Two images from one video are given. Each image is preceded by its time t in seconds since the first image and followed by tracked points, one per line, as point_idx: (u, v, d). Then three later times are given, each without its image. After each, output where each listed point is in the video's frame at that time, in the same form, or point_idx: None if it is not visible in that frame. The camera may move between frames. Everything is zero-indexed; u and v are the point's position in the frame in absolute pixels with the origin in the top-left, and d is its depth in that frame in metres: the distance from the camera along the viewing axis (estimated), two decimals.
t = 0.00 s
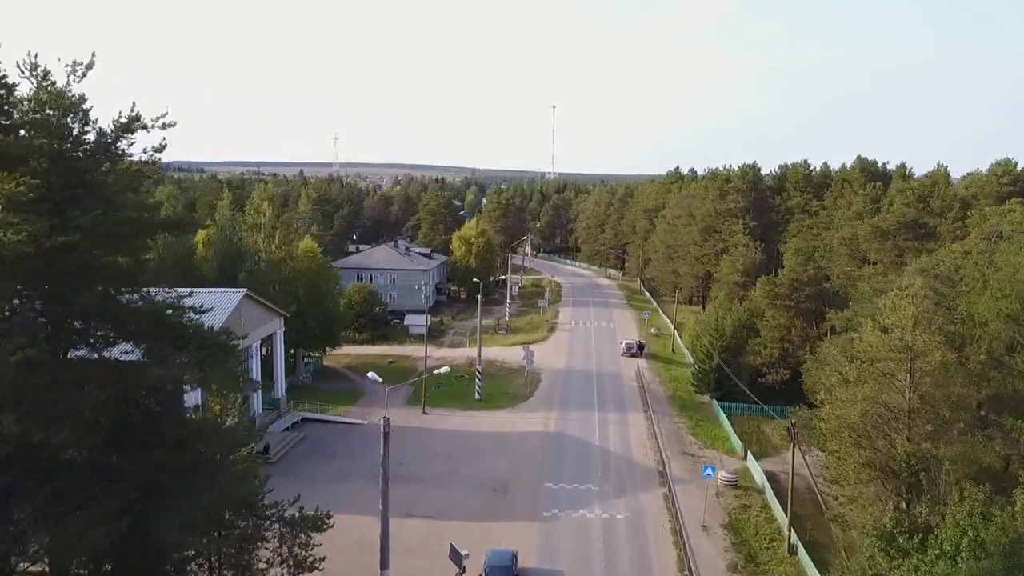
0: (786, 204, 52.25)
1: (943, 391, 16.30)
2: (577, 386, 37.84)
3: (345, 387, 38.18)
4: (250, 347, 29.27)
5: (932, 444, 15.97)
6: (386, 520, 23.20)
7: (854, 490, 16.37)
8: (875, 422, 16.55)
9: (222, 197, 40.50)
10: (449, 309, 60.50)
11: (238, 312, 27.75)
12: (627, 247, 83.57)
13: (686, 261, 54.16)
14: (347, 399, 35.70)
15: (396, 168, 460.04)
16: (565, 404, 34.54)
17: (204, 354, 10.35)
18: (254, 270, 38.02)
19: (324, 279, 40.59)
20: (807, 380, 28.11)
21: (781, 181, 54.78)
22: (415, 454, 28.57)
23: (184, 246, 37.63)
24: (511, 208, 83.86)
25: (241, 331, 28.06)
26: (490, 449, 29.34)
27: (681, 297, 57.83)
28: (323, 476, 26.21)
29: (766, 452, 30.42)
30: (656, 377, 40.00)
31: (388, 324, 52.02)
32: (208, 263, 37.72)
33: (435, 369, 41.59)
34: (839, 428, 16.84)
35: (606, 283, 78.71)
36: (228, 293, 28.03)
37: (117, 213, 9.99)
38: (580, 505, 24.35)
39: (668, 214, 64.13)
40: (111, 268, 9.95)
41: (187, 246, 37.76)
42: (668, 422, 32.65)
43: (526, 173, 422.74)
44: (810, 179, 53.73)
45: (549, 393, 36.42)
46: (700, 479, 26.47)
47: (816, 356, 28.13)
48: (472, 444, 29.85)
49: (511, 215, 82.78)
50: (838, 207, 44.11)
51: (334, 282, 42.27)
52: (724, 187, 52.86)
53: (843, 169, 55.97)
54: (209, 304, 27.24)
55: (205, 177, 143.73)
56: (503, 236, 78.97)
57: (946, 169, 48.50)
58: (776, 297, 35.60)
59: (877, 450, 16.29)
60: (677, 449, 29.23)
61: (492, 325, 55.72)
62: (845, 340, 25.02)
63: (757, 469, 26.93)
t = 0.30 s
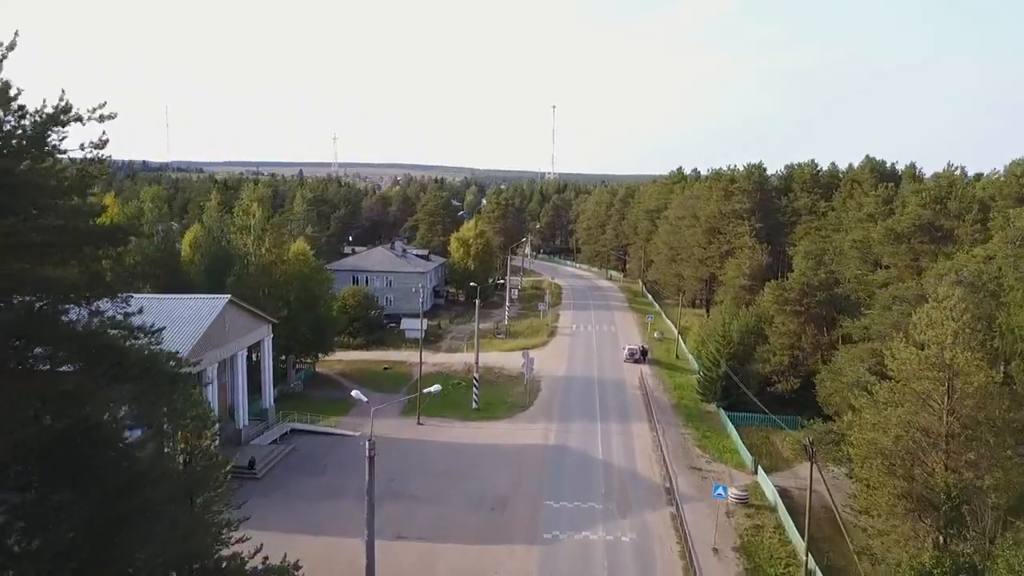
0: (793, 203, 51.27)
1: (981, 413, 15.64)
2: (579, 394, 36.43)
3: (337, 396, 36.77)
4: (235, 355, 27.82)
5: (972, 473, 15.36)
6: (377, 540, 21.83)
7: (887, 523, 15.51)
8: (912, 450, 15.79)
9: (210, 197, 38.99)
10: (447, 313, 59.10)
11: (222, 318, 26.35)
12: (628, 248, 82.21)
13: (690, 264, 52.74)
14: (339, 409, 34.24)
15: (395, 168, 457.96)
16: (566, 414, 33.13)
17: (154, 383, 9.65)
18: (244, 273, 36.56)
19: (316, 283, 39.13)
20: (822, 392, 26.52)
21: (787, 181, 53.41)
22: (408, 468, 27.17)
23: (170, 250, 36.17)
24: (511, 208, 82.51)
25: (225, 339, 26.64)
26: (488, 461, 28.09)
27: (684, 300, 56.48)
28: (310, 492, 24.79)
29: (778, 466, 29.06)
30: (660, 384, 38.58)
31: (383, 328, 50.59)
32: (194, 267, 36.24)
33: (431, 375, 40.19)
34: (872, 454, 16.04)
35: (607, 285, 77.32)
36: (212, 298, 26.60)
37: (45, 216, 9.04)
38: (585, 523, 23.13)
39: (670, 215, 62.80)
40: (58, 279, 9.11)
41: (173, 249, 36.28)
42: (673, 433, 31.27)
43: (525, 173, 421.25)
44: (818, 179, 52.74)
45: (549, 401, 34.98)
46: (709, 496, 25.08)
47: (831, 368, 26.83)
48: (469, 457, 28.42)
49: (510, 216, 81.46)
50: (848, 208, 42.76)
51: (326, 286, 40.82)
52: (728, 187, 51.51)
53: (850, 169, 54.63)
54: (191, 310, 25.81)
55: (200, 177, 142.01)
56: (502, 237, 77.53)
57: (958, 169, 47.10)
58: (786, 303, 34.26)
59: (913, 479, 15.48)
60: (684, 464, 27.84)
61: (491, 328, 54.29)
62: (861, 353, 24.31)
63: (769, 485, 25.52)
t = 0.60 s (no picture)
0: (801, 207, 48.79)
1: None
2: (582, 404, 35.10)
3: (330, 406, 35.39)
4: (221, 365, 26.49)
5: None
6: (366, 566, 20.44)
7: (927, 563, 14.40)
8: (958, 484, 14.79)
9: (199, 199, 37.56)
10: (445, 317, 57.74)
11: (206, 326, 25.07)
12: (630, 249, 80.83)
13: (694, 266, 51.36)
14: (332, 420, 32.88)
15: (394, 168, 456.90)
16: (569, 425, 31.77)
17: (70, 429, 10.23)
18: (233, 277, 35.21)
19: (308, 288, 37.73)
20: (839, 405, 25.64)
21: (795, 181, 52.01)
22: (402, 486, 25.81)
23: (157, 254, 34.81)
24: (511, 209, 81.15)
25: (209, 348, 25.34)
26: (485, 477, 26.71)
27: (689, 304, 55.04)
28: (297, 512, 23.45)
29: (791, 481, 27.70)
30: (665, 393, 37.21)
31: (380, 333, 49.22)
32: (182, 271, 34.84)
33: (429, 384, 38.83)
34: (914, 490, 15.22)
35: (609, 288, 75.91)
36: (195, 305, 25.28)
37: None
38: (584, 547, 21.67)
39: (674, 216, 61.32)
40: None
41: (160, 253, 34.92)
42: (680, 446, 29.94)
43: (525, 173, 419.86)
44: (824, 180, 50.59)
45: (551, 412, 33.69)
46: (721, 517, 23.67)
47: (852, 376, 25.00)
48: (466, 473, 27.06)
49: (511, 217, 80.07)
50: (859, 210, 41.40)
51: (320, 291, 39.46)
52: (734, 188, 50.13)
53: (859, 169, 53.26)
54: (174, 318, 24.52)
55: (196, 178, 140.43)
56: (502, 239, 76.06)
57: (972, 170, 45.72)
58: (797, 309, 32.58)
59: (959, 518, 14.44)
60: (693, 481, 26.47)
61: (490, 333, 52.92)
62: (881, 363, 22.81)
63: (784, 505, 24.13)
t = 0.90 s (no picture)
0: (809, 209, 47.82)
1: None
2: (585, 416, 33.74)
3: (323, 418, 34.02)
4: (206, 379, 25.11)
5: None
6: None
7: None
8: (1016, 532, 13.46)
9: (185, 201, 36.03)
10: (444, 322, 56.40)
11: (188, 338, 23.71)
12: (632, 252, 79.46)
13: (700, 271, 50.00)
14: (324, 433, 31.54)
15: (394, 167, 455.47)
16: (572, 440, 30.41)
17: None
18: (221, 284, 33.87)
19: (299, 295, 36.45)
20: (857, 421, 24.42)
21: (803, 183, 50.57)
22: (396, 507, 24.45)
23: (143, 260, 33.44)
24: (511, 211, 79.84)
25: (192, 361, 23.97)
26: (483, 497, 25.28)
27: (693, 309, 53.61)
28: (279, 536, 22.08)
29: (806, 501, 26.30)
30: (671, 404, 35.81)
31: (376, 339, 47.87)
32: (167, 277, 33.37)
33: (426, 394, 37.45)
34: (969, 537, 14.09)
35: (610, 291, 74.55)
36: (177, 316, 23.92)
37: None
38: None
39: (678, 218, 59.87)
40: None
41: (145, 260, 33.54)
42: (689, 463, 28.57)
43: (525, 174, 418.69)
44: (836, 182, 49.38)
45: (553, 425, 32.30)
46: (734, 542, 22.30)
47: (875, 391, 23.61)
48: (464, 492, 25.71)
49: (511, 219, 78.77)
50: (872, 214, 40.00)
51: (313, 298, 38.11)
52: (740, 190, 48.71)
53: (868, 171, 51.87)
54: (153, 330, 23.15)
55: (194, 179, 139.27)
56: (502, 241, 74.66)
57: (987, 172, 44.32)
58: (810, 318, 30.96)
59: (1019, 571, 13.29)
60: (703, 502, 25.10)
61: (490, 339, 51.54)
62: (905, 380, 21.44)
63: (800, 528, 22.76)
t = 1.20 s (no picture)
0: (818, 212, 46.49)
1: None
2: (589, 430, 32.36)
3: (316, 433, 32.61)
4: (188, 397, 23.81)
5: None
6: None
7: None
8: None
9: (173, 204, 34.62)
10: (442, 328, 54.98)
11: (169, 355, 22.42)
12: (635, 255, 78.08)
13: (705, 276, 48.64)
14: (317, 449, 30.18)
15: (394, 168, 454.96)
16: (576, 457, 29.04)
17: None
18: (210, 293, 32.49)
19: (292, 303, 35.15)
20: (881, 441, 23.19)
21: (811, 186, 49.24)
22: (392, 533, 23.07)
23: (128, 267, 32.11)
24: (511, 213, 78.50)
25: (173, 379, 22.68)
26: (482, 520, 23.94)
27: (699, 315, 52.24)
28: (264, 567, 20.69)
29: (824, 524, 24.92)
30: (679, 418, 34.44)
31: (372, 347, 46.50)
32: (154, 285, 32.13)
33: (424, 406, 36.08)
34: None
35: (613, 295, 73.16)
36: (158, 331, 22.63)
37: None
38: None
39: (683, 222, 58.51)
40: None
41: (131, 267, 32.22)
42: (699, 483, 27.20)
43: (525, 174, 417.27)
44: (847, 185, 47.97)
45: (556, 440, 30.97)
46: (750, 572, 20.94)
47: (900, 410, 22.10)
48: (464, 515, 24.32)
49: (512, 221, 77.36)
50: (885, 219, 38.66)
51: (306, 306, 36.79)
52: (747, 194, 47.40)
53: (878, 173, 50.55)
54: (132, 346, 21.87)
55: (193, 180, 138.05)
56: (503, 245, 73.32)
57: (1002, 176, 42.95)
58: (825, 329, 29.52)
59: None
60: (716, 526, 23.74)
61: (489, 346, 50.15)
62: (932, 402, 19.97)
63: (820, 557, 21.39)
